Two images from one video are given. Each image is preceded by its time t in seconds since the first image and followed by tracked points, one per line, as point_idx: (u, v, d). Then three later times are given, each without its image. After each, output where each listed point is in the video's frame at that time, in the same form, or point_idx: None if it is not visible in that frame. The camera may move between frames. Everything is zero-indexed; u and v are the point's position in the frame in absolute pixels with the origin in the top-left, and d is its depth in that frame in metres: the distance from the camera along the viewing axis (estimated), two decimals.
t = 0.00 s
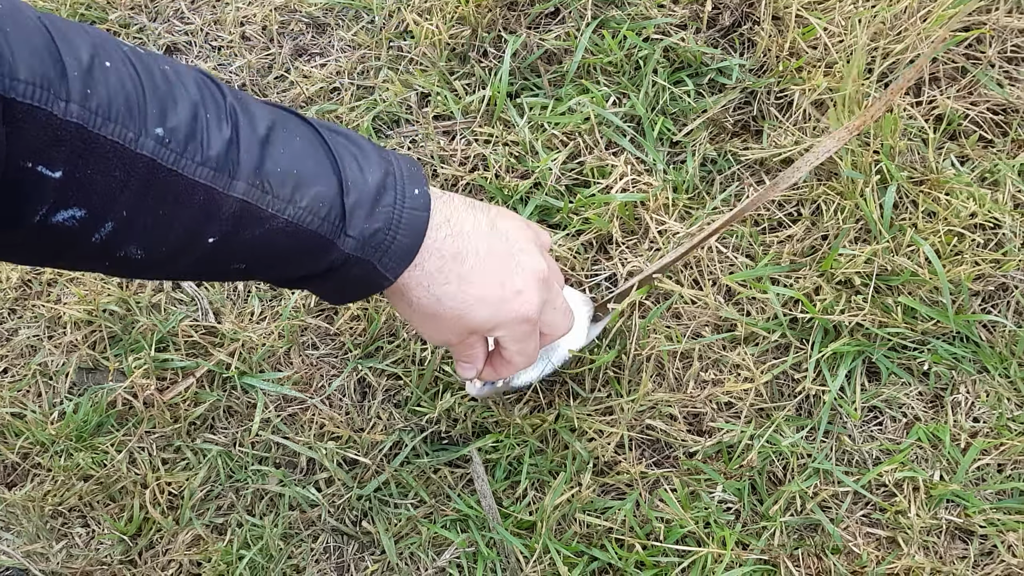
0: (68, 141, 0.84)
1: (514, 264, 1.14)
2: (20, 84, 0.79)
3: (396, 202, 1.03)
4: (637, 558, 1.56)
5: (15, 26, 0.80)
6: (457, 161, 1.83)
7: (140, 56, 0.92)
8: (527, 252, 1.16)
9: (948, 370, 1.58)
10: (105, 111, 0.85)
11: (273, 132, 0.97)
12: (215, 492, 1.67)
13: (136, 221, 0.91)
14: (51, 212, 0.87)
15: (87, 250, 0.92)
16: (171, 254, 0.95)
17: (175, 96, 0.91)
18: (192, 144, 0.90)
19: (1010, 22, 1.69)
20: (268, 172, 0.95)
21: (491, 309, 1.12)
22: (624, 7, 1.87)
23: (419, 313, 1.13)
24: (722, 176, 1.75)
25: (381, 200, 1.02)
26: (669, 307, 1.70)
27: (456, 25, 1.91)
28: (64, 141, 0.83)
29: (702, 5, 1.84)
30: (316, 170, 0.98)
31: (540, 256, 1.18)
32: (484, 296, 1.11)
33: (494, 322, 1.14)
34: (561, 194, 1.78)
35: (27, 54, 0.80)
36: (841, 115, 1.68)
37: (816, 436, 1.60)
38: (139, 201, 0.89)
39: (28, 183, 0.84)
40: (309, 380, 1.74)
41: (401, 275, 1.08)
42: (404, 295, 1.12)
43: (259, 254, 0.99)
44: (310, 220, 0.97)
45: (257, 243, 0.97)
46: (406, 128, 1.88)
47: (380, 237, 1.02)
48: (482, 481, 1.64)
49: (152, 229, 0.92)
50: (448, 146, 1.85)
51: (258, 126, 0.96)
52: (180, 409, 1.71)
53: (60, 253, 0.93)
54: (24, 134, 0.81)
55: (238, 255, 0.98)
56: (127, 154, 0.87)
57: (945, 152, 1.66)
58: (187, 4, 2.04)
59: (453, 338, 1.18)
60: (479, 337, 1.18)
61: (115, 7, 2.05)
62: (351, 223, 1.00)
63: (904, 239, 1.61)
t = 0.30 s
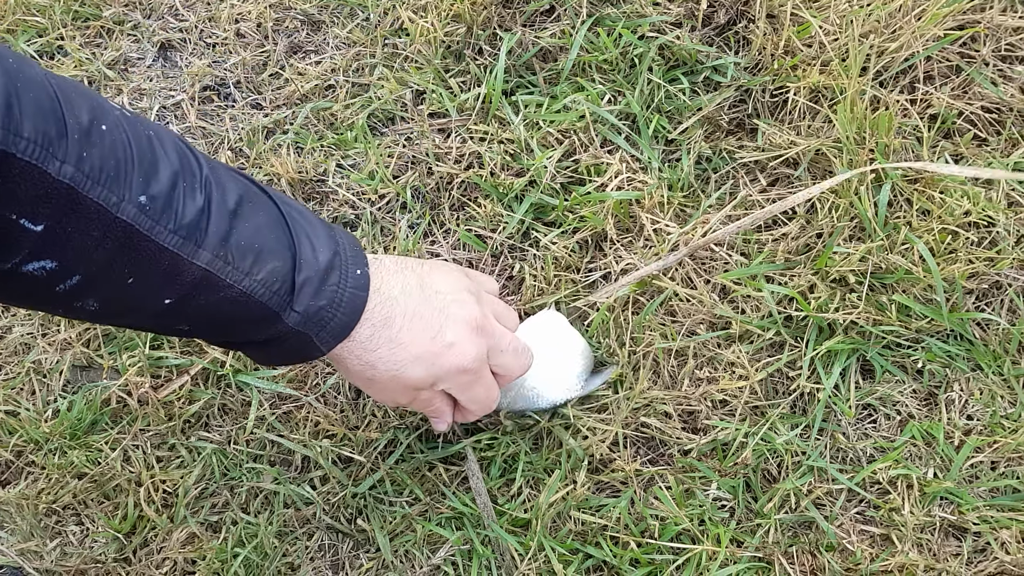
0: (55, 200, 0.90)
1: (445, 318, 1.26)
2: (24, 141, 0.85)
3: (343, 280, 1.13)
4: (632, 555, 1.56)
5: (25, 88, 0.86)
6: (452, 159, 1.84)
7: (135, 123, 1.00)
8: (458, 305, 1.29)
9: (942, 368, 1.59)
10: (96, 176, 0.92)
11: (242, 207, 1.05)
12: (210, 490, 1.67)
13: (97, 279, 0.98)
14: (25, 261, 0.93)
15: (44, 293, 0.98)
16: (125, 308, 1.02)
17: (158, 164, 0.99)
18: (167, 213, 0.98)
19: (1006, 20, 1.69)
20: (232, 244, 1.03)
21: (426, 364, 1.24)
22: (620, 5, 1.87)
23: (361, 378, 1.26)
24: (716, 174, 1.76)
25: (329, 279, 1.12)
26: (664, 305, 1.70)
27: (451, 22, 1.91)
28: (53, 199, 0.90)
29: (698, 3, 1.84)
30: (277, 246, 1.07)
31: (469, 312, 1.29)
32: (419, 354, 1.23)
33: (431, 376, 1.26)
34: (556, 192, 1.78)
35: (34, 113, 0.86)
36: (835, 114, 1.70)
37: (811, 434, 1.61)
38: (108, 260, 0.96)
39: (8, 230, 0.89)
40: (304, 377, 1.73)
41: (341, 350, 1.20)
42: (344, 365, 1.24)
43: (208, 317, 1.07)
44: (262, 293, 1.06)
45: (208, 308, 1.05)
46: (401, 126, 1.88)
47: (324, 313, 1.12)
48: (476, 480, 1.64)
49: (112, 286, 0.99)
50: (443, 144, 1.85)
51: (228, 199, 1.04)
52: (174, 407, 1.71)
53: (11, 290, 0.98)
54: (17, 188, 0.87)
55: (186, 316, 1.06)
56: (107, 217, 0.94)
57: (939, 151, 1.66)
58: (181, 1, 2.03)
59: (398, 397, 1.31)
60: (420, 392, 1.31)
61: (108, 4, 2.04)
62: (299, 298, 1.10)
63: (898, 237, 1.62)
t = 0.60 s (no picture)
0: (56, 213, 0.88)
1: (424, 290, 1.33)
2: (22, 155, 0.83)
3: (330, 282, 1.16)
4: (628, 554, 1.56)
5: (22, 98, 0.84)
6: (449, 158, 1.84)
7: (123, 133, 0.98)
8: (432, 277, 1.37)
9: (938, 366, 1.59)
10: (95, 187, 0.91)
11: (231, 213, 1.07)
12: (206, 488, 1.67)
13: (96, 289, 0.97)
14: (24, 274, 0.91)
15: (36, 306, 0.96)
16: (120, 318, 1.01)
17: (151, 172, 0.98)
18: (162, 220, 0.98)
19: (1001, 19, 1.69)
20: (225, 249, 1.04)
21: (421, 335, 1.29)
22: (616, 3, 1.87)
23: (364, 369, 1.29)
24: (713, 172, 1.76)
25: (315, 280, 1.15)
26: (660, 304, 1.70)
27: (447, 21, 1.91)
28: (54, 211, 0.88)
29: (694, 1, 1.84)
30: (266, 250, 1.09)
31: (444, 281, 1.37)
32: (411, 326, 1.28)
33: (429, 347, 1.30)
34: (552, 190, 1.78)
35: (30, 125, 0.85)
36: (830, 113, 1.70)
37: (806, 432, 1.61)
38: (107, 270, 0.95)
39: (6, 244, 0.87)
40: (299, 376, 1.73)
41: (336, 340, 1.23)
42: (343, 360, 1.27)
43: (201, 323, 1.07)
44: (255, 295, 1.07)
45: (205, 314, 1.06)
46: (397, 125, 1.88)
47: (314, 313, 1.15)
48: (473, 478, 1.64)
49: (110, 296, 0.98)
50: (439, 142, 1.85)
51: (217, 205, 1.05)
52: (170, 406, 1.71)
53: (3, 304, 0.96)
54: (18, 200, 0.85)
55: (181, 323, 1.06)
56: (105, 227, 0.93)
57: (934, 149, 1.67)
58: None
59: (396, 381, 1.33)
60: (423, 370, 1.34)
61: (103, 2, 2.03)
62: (290, 299, 1.12)
63: (895, 235, 1.61)
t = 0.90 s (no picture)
0: (76, 212, 0.87)
1: (444, 274, 1.39)
2: (40, 156, 0.81)
3: (357, 272, 1.15)
4: (628, 554, 1.56)
5: (34, 97, 0.82)
6: (449, 158, 1.84)
7: (138, 132, 0.97)
8: (443, 262, 1.43)
9: (938, 366, 1.59)
10: (115, 186, 0.89)
11: (252, 208, 1.06)
12: (206, 488, 1.67)
13: (119, 289, 0.96)
14: (46, 276, 0.90)
15: (61, 310, 0.95)
16: (147, 317, 1.00)
17: (169, 170, 0.97)
18: (184, 216, 0.97)
19: (1002, 19, 1.69)
20: (250, 243, 1.03)
21: (454, 313, 1.35)
22: (617, 3, 1.87)
23: (403, 354, 1.30)
24: (713, 172, 1.76)
25: (342, 271, 1.14)
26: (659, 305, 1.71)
27: (447, 21, 1.91)
28: (74, 211, 0.86)
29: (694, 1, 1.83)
30: (291, 243, 1.08)
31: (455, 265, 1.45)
32: (444, 305, 1.34)
33: (462, 324, 1.36)
34: (552, 190, 1.79)
35: (44, 125, 0.82)
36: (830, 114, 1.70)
37: (806, 432, 1.61)
38: (130, 269, 0.94)
39: (27, 247, 0.86)
40: (299, 376, 1.73)
41: (377, 325, 1.23)
42: (384, 346, 1.26)
43: (230, 318, 1.06)
44: (283, 288, 1.06)
45: (234, 309, 1.05)
46: (397, 125, 1.88)
47: (344, 305, 1.14)
48: (473, 477, 1.64)
49: (134, 296, 0.97)
50: (439, 142, 1.85)
51: (237, 200, 1.04)
52: (170, 406, 1.71)
53: (27, 309, 0.95)
54: (37, 202, 0.83)
55: (210, 319, 1.05)
56: (126, 225, 0.91)
57: (934, 149, 1.67)
58: None
59: (431, 364, 1.36)
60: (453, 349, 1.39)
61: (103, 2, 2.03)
62: (319, 291, 1.11)
63: (895, 235, 1.61)
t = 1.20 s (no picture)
0: (110, 236, 0.86)
1: (469, 278, 1.41)
2: (72, 182, 0.80)
3: (392, 284, 1.15)
4: (628, 554, 1.56)
5: (66, 121, 0.81)
6: (449, 158, 1.84)
7: (176, 150, 0.96)
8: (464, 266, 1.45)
9: (938, 366, 1.59)
10: (151, 208, 0.88)
11: (289, 222, 1.06)
12: (206, 488, 1.67)
13: (153, 308, 0.95)
14: (79, 298, 0.89)
15: (96, 330, 0.95)
16: (182, 333, 1.00)
17: (207, 188, 0.97)
18: (222, 234, 0.96)
19: (1002, 19, 1.69)
20: (287, 258, 1.03)
21: (485, 317, 1.37)
22: (617, 3, 1.87)
23: (439, 359, 1.31)
24: (713, 172, 1.77)
25: (379, 283, 1.14)
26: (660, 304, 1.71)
27: (447, 21, 1.91)
28: (107, 235, 0.86)
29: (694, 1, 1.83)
30: (327, 256, 1.08)
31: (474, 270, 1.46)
32: (476, 310, 1.35)
33: (492, 327, 1.39)
34: (552, 190, 1.79)
35: (77, 149, 0.81)
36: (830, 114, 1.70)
37: (806, 432, 1.61)
38: (166, 289, 0.94)
39: (60, 271, 0.85)
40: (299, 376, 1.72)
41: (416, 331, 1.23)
42: (423, 352, 1.27)
43: (265, 331, 1.06)
44: (319, 302, 1.06)
45: (270, 323, 1.05)
46: (397, 124, 1.88)
47: (380, 317, 1.14)
48: (473, 477, 1.64)
49: (169, 315, 0.97)
50: (439, 142, 1.85)
51: (274, 215, 1.04)
52: (170, 406, 1.71)
53: (60, 330, 0.94)
54: (70, 228, 0.82)
55: (245, 332, 1.05)
56: (163, 247, 0.91)
57: (934, 149, 1.67)
58: None
59: (462, 368, 1.38)
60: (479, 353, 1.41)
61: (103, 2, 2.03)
62: (355, 304, 1.11)
63: (895, 235, 1.61)
